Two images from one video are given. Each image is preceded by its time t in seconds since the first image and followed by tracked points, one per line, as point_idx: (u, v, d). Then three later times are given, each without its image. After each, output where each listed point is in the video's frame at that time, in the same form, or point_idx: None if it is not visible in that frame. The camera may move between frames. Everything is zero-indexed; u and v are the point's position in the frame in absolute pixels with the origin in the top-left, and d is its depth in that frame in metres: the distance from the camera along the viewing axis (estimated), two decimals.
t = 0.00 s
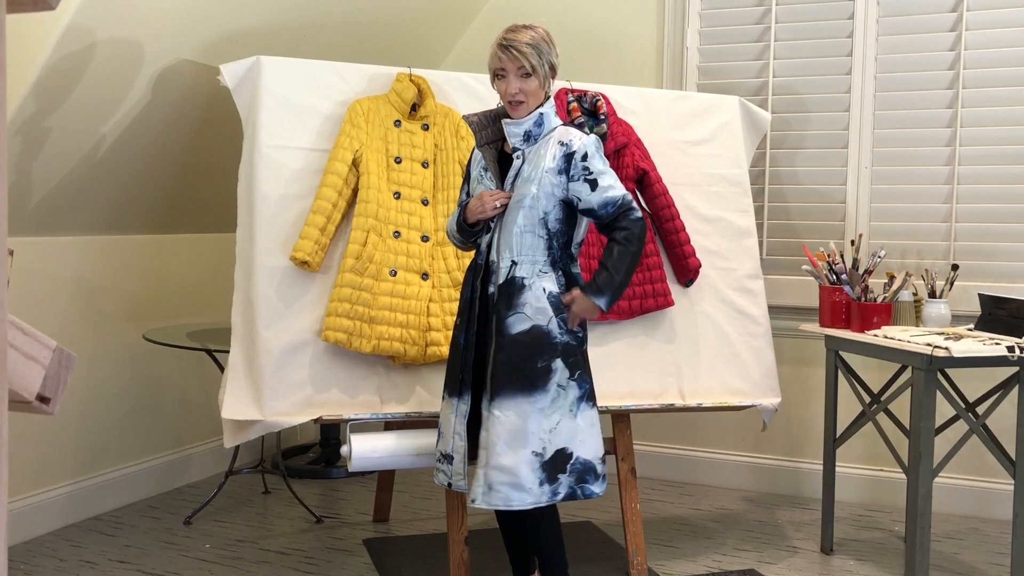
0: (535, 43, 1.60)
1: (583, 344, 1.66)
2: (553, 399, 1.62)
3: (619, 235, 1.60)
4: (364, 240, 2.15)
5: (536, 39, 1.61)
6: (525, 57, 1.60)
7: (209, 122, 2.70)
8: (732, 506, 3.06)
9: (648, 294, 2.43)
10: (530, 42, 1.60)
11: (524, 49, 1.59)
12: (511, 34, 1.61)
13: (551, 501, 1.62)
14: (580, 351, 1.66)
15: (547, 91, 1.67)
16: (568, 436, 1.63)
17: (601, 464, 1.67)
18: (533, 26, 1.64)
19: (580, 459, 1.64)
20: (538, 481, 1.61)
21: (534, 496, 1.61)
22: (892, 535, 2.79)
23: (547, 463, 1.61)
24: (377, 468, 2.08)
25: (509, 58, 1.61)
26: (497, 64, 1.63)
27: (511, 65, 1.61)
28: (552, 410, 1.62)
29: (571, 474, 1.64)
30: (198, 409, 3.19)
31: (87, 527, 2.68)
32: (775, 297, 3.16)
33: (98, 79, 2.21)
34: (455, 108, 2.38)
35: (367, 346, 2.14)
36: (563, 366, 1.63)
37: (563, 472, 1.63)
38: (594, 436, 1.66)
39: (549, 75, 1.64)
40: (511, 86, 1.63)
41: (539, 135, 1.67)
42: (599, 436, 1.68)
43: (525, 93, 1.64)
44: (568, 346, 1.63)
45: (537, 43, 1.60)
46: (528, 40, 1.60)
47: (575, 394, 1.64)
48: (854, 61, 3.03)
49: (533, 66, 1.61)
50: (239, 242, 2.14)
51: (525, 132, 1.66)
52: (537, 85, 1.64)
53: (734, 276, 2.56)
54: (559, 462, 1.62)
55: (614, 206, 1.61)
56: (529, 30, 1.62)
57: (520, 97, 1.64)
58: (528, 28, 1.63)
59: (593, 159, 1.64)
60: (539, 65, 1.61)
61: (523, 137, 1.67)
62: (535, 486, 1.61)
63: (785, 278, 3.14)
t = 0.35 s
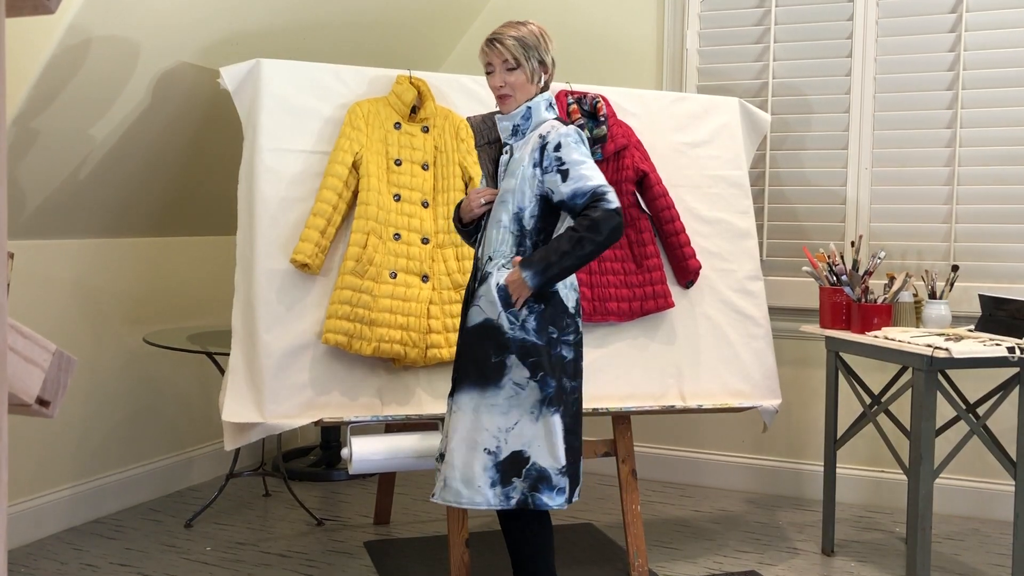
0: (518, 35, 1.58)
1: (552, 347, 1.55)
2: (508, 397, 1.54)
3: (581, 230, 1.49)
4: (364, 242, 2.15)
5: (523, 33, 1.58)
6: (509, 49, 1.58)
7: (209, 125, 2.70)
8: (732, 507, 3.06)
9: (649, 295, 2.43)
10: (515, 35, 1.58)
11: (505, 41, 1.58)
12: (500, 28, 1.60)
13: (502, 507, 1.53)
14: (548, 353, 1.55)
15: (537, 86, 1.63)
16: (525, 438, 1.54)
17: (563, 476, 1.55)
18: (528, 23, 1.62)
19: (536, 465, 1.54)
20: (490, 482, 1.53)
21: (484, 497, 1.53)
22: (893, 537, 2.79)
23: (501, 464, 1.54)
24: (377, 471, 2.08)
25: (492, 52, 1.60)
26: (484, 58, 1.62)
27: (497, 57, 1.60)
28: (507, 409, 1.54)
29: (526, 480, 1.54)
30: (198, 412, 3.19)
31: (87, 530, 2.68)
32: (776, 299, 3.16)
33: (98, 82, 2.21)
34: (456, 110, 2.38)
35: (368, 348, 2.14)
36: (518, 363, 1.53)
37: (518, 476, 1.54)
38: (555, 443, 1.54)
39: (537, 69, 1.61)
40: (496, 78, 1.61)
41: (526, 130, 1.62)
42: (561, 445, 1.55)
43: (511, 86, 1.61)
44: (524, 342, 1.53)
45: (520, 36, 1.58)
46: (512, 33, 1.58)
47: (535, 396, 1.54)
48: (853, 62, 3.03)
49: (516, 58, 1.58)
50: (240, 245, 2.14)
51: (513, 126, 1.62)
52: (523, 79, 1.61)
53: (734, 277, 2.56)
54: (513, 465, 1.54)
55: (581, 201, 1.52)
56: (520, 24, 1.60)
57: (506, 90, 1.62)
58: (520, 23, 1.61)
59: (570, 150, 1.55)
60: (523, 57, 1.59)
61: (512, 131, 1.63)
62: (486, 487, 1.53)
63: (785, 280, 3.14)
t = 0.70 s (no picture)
0: (505, 30, 1.57)
1: (499, 352, 1.51)
2: (464, 399, 1.54)
3: (491, 234, 1.42)
4: (364, 246, 2.15)
5: (514, 28, 1.57)
6: (497, 46, 1.58)
7: (209, 130, 2.70)
8: (733, 511, 3.05)
9: (649, 299, 2.43)
10: (503, 30, 1.57)
11: (493, 37, 1.58)
12: (496, 24, 1.60)
13: (452, 510, 1.53)
14: (498, 358, 1.51)
15: (530, 82, 1.60)
16: (465, 443, 1.52)
17: (510, 490, 1.49)
18: (527, 18, 1.59)
19: (468, 470, 1.51)
20: (449, 484, 1.54)
21: (444, 497, 1.55)
22: (894, 540, 2.78)
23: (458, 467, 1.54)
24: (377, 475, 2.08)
25: (483, 49, 1.61)
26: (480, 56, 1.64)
27: (488, 54, 1.61)
28: (462, 411, 1.54)
29: (462, 485, 1.52)
30: (199, 417, 3.19)
31: (88, 535, 2.68)
32: (776, 302, 3.16)
33: (98, 88, 2.22)
34: (455, 115, 2.38)
35: (368, 353, 2.14)
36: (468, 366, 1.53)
37: (460, 480, 1.53)
38: (479, 452, 1.48)
39: (527, 65, 1.58)
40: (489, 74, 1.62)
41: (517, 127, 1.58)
42: (500, 457, 1.48)
43: (502, 83, 1.61)
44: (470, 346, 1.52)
45: (508, 31, 1.57)
46: (500, 29, 1.58)
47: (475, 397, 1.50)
48: (852, 66, 3.03)
49: (503, 54, 1.58)
50: (240, 250, 2.14)
51: (508, 124, 1.60)
52: (512, 74, 1.59)
53: (734, 281, 2.56)
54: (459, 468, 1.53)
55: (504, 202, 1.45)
56: (517, 19, 1.59)
57: (497, 86, 1.62)
58: (519, 18, 1.60)
59: (518, 146, 1.48)
60: (510, 53, 1.57)
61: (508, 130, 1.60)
62: (444, 488, 1.55)
63: (785, 283, 3.15)
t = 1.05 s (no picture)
0: (499, 32, 1.57)
1: (473, 363, 1.51)
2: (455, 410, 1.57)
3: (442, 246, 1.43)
4: (364, 250, 2.15)
5: (508, 29, 1.57)
6: (491, 48, 1.59)
7: (208, 133, 2.70)
8: (733, 514, 3.05)
9: (648, 302, 2.43)
10: (498, 32, 1.57)
11: (489, 39, 1.59)
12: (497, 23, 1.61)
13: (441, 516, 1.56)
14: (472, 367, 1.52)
15: (526, 84, 1.59)
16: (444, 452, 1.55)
17: (477, 501, 1.48)
18: (526, 17, 1.57)
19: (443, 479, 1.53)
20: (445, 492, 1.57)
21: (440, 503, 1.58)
22: (894, 543, 2.78)
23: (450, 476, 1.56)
24: (376, 479, 2.08)
25: (483, 51, 1.62)
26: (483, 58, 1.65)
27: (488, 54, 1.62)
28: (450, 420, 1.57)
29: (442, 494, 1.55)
30: (198, 420, 3.19)
31: (87, 539, 2.68)
32: (775, 305, 3.16)
33: (97, 92, 2.22)
34: (455, 118, 2.39)
35: (368, 356, 2.14)
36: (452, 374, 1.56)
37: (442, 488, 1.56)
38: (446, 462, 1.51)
39: (521, 67, 1.58)
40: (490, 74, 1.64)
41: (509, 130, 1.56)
42: (464, 467, 1.48)
43: (500, 85, 1.61)
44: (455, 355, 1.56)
45: (502, 32, 1.57)
46: (496, 30, 1.58)
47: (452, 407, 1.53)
48: (852, 68, 3.03)
49: (498, 56, 1.58)
50: (240, 254, 2.14)
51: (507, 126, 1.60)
52: (507, 76, 1.59)
53: (734, 284, 2.56)
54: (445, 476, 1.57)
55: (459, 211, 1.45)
56: (515, 18, 1.58)
57: (495, 86, 1.63)
58: (520, 16, 1.58)
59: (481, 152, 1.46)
60: (504, 55, 1.58)
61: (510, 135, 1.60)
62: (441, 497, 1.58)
63: (785, 286, 3.15)
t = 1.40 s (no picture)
0: (500, 34, 1.58)
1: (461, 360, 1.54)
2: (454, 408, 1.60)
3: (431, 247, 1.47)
4: (364, 250, 2.15)
5: (509, 29, 1.57)
6: (491, 49, 1.59)
7: (208, 135, 2.71)
8: (733, 515, 3.05)
9: (648, 303, 2.43)
10: (499, 32, 1.58)
11: (490, 41, 1.59)
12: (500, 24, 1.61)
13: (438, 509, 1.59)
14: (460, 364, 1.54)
15: (527, 85, 1.59)
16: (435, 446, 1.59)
17: (455, 494, 1.50)
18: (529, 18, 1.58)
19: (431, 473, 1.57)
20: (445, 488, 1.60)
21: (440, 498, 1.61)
22: (895, 543, 2.78)
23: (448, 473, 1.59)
24: (376, 480, 2.08)
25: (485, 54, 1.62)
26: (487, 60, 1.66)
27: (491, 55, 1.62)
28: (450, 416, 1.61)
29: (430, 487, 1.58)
30: (198, 422, 3.19)
31: (88, 540, 2.68)
32: (776, 305, 3.16)
33: (97, 93, 2.22)
34: (455, 118, 2.39)
35: (367, 357, 2.14)
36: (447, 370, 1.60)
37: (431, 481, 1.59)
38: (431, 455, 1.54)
39: (522, 68, 1.58)
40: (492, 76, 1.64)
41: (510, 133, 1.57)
42: (443, 461, 1.51)
43: (501, 87, 1.61)
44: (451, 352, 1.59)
45: (502, 34, 1.57)
46: (497, 32, 1.59)
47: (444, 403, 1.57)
48: (852, 68, 3.03)
49: (498, 58, 1.59)
50: (239, 255, 2.14)
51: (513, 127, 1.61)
52: (508, 78, 1.59)
53: (733, 284, 2.56)
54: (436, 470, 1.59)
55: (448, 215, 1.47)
56: (518, 19, 1.58)
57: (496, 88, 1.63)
58: (524, 17, 1.59)
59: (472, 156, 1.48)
60: (504, 56, 1.58)
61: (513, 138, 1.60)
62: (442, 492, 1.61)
63: (784, 286, 3.14)
